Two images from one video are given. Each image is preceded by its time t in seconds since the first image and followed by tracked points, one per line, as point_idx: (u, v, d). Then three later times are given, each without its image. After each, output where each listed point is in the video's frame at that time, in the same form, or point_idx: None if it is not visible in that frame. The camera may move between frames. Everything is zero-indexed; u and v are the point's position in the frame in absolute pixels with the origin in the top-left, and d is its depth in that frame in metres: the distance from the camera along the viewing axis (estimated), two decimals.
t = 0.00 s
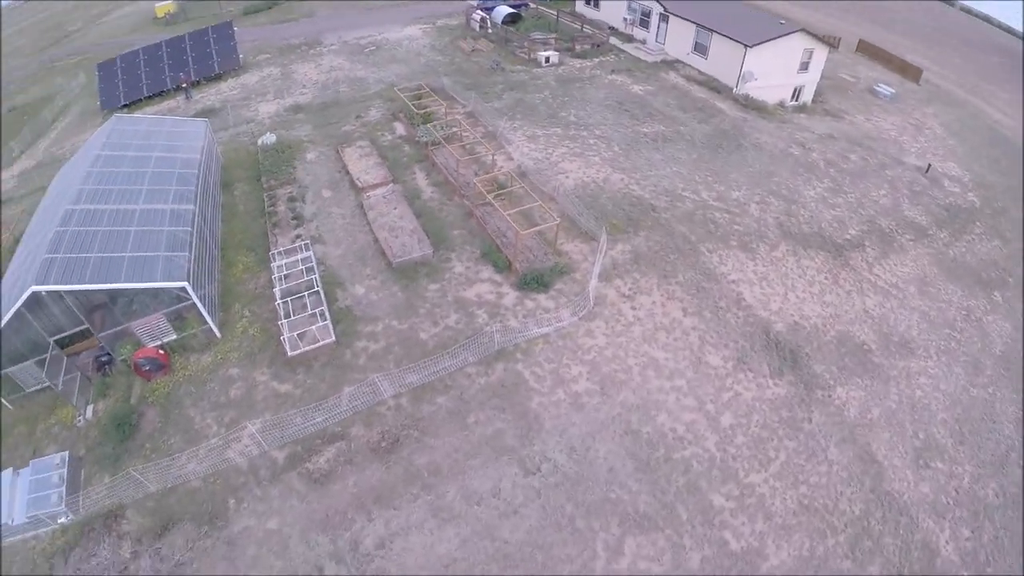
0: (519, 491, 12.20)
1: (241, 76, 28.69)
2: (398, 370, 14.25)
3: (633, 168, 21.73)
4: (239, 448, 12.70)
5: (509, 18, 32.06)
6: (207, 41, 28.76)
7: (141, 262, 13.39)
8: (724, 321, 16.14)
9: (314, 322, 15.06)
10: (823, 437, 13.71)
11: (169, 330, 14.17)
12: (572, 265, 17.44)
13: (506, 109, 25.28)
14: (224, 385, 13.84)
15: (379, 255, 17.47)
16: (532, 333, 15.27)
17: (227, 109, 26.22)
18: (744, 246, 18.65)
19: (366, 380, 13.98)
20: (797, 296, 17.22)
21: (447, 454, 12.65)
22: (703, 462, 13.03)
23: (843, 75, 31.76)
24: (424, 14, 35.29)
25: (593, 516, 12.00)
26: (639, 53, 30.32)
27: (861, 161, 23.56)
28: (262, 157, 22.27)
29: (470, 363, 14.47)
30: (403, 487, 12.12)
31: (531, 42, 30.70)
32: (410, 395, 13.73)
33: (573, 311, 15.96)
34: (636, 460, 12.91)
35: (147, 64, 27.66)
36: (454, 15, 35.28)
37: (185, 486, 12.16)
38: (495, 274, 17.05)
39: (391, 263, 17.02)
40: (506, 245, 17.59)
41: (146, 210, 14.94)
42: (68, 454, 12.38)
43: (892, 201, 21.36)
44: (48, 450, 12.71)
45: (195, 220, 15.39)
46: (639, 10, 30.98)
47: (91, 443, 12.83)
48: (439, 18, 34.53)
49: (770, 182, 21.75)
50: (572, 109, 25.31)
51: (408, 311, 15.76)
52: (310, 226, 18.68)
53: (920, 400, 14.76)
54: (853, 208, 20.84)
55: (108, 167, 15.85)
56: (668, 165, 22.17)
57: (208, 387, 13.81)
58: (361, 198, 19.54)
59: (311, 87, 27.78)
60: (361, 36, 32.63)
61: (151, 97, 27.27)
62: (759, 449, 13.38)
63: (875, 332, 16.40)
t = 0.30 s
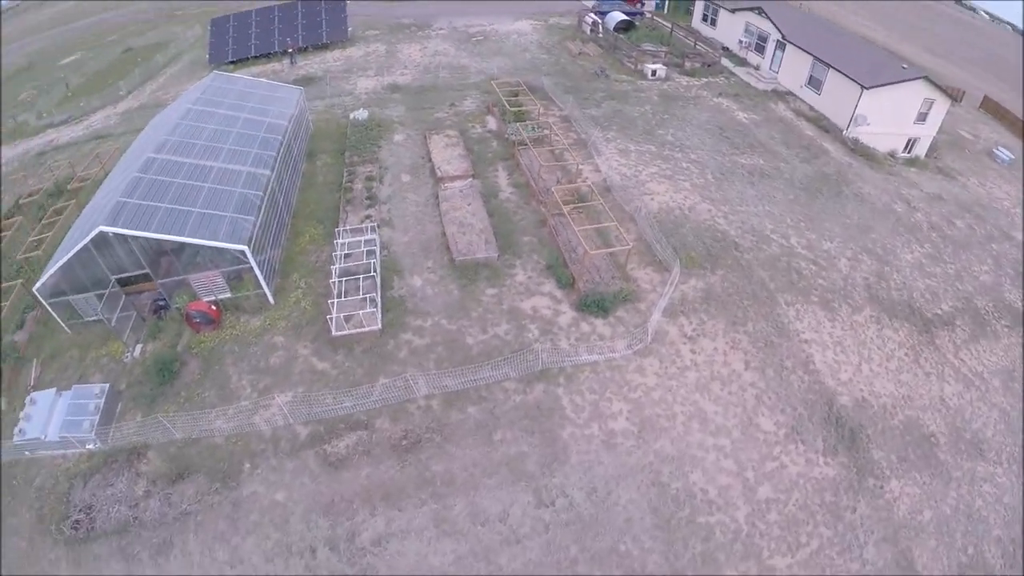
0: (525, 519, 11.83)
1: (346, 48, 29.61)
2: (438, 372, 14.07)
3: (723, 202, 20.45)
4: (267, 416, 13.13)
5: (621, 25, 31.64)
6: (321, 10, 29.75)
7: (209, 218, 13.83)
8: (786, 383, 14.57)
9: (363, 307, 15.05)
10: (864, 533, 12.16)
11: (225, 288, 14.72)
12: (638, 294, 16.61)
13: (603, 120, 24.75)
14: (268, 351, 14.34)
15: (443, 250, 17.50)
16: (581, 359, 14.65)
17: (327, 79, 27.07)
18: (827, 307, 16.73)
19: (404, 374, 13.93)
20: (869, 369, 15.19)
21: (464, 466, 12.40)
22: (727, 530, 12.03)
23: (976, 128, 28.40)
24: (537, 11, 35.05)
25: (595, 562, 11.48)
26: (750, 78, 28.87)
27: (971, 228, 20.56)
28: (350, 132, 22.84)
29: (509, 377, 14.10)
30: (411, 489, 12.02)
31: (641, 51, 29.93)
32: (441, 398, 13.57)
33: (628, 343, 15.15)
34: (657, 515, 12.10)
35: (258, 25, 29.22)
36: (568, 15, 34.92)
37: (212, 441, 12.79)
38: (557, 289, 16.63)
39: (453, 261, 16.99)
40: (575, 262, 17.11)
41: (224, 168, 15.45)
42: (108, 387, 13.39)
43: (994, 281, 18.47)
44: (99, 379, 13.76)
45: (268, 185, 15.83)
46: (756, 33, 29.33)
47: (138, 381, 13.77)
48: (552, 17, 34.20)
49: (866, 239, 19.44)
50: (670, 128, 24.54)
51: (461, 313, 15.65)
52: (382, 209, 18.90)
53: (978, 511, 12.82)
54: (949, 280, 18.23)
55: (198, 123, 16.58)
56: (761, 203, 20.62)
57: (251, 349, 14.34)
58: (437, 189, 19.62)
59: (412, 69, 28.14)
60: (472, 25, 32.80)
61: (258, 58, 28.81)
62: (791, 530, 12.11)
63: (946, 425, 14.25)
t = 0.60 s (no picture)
0: (524, 547, 11.16)
1: (443, 34, 30.19)
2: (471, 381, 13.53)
3: (806, 246, 18.41)
4: (295, 391, 13.32)
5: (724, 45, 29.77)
6: None
7: (273, 187, 14.15)
8: (833, 458, 12.81)
9: (409, 300, 14.94)
10: None
11: (279, 259, 15.08)
12: (693, 333, 15.23)
13: (692, 141, 23.20)
14: (311, 326, 14.61)
15: (502, 254, 17.08)
16: (619, 392, 13.60)
17: (421, 64, 27.47)
18: (894, 380, 14.57)
19: (436, 374, 13.65)
20: (925, 458, 13.11)
21: (476, 480, 11.91)
22: None
23: None
24: (641, 20, 33.92)
25: None
26: (852, 117, 25.89)
27: None
28: (432, 120, 22.99)
29: (542, 400, 13.30)
30: (417, 492, 11.76)
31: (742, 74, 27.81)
32: (468, 407, 13.07)
33: (673, 384, 13.92)
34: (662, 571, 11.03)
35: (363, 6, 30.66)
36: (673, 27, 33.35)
37: (239, 404, 13.12)
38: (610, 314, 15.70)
39: (508, 267, 16.60)
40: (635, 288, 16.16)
41: (297, 141, 15.82)
42: (153, 334, 14.02)
43: None
44: (149, 325, 14.54)
45: (338, 163, 16.09)
46: (865, 69, 26.31)
47: (184, 333, 14.40)
48: (656, 28, 32.91)
49: (949, 309, 16.80)
50: (761, 158, 22.50)
51: (507, 322, 15.10)
52: (449, 202, 18.84)
53: None
54: None
55: (281, 95, 17.15)
56: (841, 254, 18.28)
57: (295, 322, 14.66)
58: (509, 190, 19.46)
59: (506, 64, 28.03)
60: (573, 26, 32.39)
61: (357, 34, 30.12)
62: None
63: (996, 535, 12.31)
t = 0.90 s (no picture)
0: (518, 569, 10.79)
1: (532, 31, 29.86)
2: (498, 391, 13.17)
3: (874, 300, 16.86)
4: (323, 372, 13.37)
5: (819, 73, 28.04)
6: None
7: (331, 169, 14.26)
8: (859, 535, 11.69)
9: (450, 299, 14.69)
10: None
11: (331, 239, 15.16)
12: (741, 378, 14.32)
13: (771, 170, 21.84)
14: (351, 310, 14.62)
15: (553, 265, 16.59)
16: (649, 430, 12.87)
17: (505, 60, 27.32)
18: (943, 462, 13.10)
19: (464, 378, 13.39)
20: (961, 550, 11.80)
21: (483, 493, 11.60)
22: None
23: None
24: (737, 38, 32.24)
25: None
26: (942, 166, 22.92)
27: None
28: (507, 117, 22.77)
29: (566, 423, 12.76)
30: (422, 494, 11.56)
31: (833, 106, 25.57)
32: (489, 417, 12.72)
33: (707, 429, 13.08)
34: None
35: None
36: (768, 49, 31.43)
37: (267, 375, 13.35)
38: (656, 345, 14.91)
39: (558, 279, 16.05)
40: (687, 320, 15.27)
41: (363, 125, 15.97)
42: (198, 296, 14.55)
43: None
44: (198, 286, 15.14)
45: (403, 151, 16.07)
46: (963, 116, 23.36)
47: (229, 298, 14.82)
48: (750, 49, 31.09)
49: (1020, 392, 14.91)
50: (840, 200, 20.63)
51: (547, 336, 14.56)
52: (509, 205, 18.52)
53: None
54: None
55: (355, 78, 17.45)
56: (909, 314, 16.54)
57: (336, 304, 14.72)
58: (572, 200, 18.93)
59: (590, 69, 27.45)
60: (665, 38, 31.43)
61: (446, 23, 30.54)
62: None
63: None
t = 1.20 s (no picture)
0: None
1: (580, 35, 29.43)
2: (503, 405, 12.97)
3: (907, 340, 15.98)
4: (332, 369, 13.35)
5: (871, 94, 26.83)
6: None
7: (357, 165, 14.22)
8: None
9: (465, 307, 14.46)
10: None
11: (353, 236, 15.18)
12: (757, 415, 13.72)
13: (812, 195, 20.79)
14: (367, 308, 14.59)
15: (575, 277, 16.19)
16: (655, 460, 12.48)
17: (549, 62, 26.99)
18: (961, 520, 12.35)
19: (471, 388, 13.22)
20: None
21: (476, 508, 11.42)
22: None
23: None
24: (789, 54, 31.22)
25: None
26: (992, 202, 21.62)
27: None
28: (544, 122, 22.45)
29: (570, 444, 12.49)
30: (414, 503, 11.45)
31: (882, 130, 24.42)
32: (492, 431, 12.53)
33: (714, 464, 12.64)
34: None
35: None
36: (821, 67, 30.34)
37: (276, 367, 13.40)
38: (672, 370, 14.39)
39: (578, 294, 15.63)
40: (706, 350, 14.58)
41: (395, 123, 15.91)
42: (219, 281, 14.96)
43: None
44: (221, 271, 15.37)
45: (433, 150, 15.94)
46: (1018, 150, 22.00)
47: (249, 286, 14.97)
48: (802, 66, 30.05)
49: None
50: (883, 231, 19.58)
51: (561, 352, 14.25)
52: (538, 212, 18.16)
53: None
54: None
55: (393, 74, 17.44)
56: (944, 357, 15.63)
57: (353, 301, 14.71)
58: (602, 212, 18.36)
59: (635, 77, 26.91)
60: (715, 49, 30.65)
61: (494, 23, 30.39)
62: None
63: None
